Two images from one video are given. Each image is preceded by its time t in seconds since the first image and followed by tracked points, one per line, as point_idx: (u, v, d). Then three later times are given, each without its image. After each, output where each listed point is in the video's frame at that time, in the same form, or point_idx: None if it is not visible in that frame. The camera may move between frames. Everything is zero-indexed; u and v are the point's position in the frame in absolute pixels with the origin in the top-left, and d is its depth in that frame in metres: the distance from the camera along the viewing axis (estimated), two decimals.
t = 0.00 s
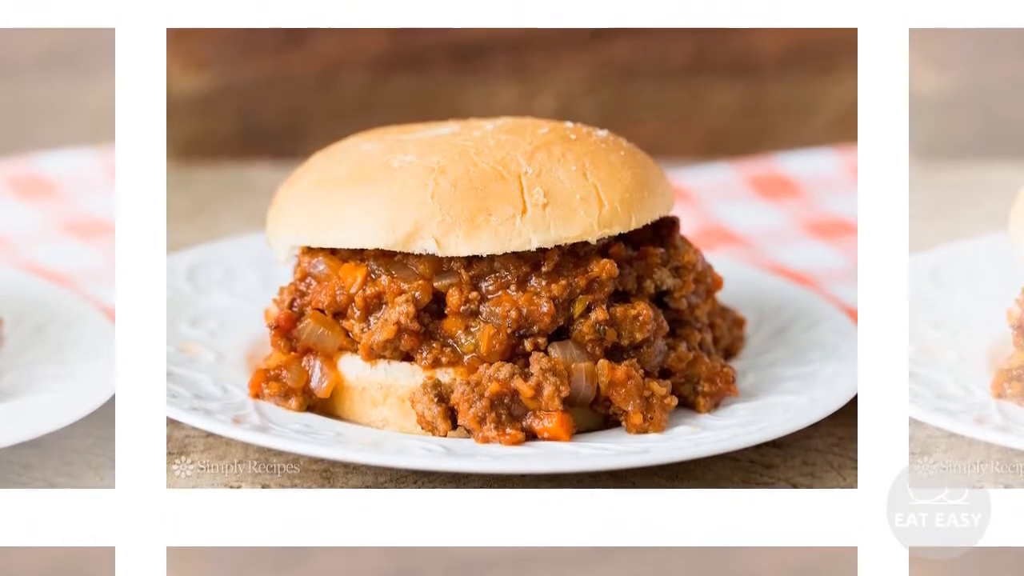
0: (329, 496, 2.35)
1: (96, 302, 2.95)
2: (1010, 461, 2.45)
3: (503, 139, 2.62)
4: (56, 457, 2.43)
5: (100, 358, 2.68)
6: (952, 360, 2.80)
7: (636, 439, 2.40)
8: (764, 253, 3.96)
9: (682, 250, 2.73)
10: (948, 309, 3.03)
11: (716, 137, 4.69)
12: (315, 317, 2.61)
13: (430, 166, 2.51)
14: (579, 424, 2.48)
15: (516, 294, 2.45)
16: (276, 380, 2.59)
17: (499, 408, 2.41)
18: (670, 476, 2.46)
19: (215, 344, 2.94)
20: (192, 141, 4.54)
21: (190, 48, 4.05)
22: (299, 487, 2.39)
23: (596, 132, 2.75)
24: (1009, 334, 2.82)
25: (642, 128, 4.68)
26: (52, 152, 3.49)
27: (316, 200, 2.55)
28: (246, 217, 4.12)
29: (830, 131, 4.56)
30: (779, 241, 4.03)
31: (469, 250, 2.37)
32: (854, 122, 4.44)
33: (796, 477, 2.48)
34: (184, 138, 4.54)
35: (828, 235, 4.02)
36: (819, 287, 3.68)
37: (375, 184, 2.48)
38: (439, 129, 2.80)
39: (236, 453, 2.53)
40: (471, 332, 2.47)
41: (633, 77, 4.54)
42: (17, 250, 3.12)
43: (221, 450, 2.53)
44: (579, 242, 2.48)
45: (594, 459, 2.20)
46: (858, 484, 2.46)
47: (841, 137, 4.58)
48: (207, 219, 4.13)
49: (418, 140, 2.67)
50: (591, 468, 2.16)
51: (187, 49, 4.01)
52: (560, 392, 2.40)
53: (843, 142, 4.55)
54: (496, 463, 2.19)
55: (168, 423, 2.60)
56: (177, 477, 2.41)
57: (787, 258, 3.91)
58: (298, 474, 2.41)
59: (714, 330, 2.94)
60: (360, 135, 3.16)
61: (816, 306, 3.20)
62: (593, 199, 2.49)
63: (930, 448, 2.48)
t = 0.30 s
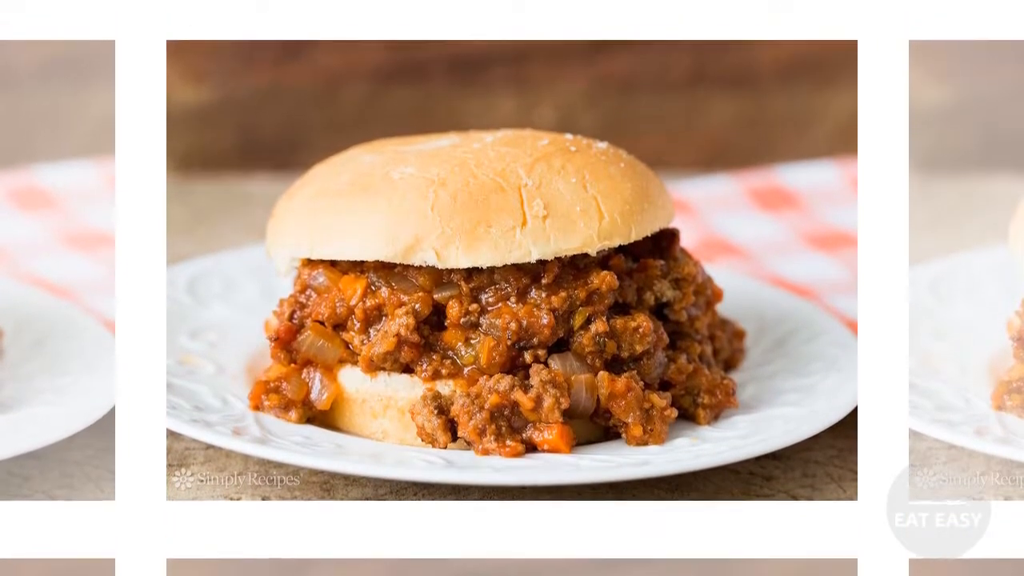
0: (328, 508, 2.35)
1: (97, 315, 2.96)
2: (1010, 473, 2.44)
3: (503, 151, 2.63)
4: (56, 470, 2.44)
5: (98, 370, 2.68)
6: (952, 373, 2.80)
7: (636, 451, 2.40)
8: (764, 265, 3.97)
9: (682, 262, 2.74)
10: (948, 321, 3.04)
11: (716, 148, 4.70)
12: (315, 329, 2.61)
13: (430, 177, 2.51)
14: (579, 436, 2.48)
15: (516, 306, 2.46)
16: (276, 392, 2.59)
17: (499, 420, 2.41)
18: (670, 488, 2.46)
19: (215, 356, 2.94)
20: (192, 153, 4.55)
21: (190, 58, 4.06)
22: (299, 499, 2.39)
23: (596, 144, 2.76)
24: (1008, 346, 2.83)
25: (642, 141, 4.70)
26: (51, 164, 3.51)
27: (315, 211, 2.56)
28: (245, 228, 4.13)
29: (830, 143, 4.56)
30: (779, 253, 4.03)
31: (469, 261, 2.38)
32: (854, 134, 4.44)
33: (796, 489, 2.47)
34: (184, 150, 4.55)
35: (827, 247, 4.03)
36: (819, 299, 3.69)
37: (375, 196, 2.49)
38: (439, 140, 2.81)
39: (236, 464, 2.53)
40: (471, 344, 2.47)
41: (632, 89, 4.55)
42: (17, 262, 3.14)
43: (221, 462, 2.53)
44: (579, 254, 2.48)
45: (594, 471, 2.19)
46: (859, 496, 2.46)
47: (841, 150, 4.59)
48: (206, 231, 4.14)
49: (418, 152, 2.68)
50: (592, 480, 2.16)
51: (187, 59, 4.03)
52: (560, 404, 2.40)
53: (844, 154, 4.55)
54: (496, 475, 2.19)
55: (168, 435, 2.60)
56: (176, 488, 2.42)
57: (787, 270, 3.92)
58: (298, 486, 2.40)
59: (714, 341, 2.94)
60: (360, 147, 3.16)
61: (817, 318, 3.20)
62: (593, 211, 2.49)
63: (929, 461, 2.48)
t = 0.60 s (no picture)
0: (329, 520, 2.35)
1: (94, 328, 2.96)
2: (1010, 485, 2.44)
3: (503, 163, 2.64)
4: (56, 482, 2.45)
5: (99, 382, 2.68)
6: (952, 385, 2.81)
7: (636, 463, 2.40)
8: (764, 278, 3.97)
9: (682, 274, 2.74)
10: (948, 334, 3.04)
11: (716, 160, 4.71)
12: (315, 341, 2.61)
13: (430, 189, 2.52)
14: (579, 448, 2.48)
15: (516, 318, 2.46)
16: (276, 404, 2.59)
17: (499, 432, 2.41)
18: (670, 500, 2.46)
19: (215, 368, 2.94)
20: (192, 166, 4.57)
21: (191, 70, 4.09)
22: (299, 511, 2.39)
23: (596, 156, 2.77)
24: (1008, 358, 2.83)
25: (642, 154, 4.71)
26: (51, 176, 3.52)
27: (315, 223, 2.56)
28: (245, 241, 4.15)
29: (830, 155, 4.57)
30: (779, 266, 4.04)
31: (469, 273, 2.38)
32: (853, 147, 4.45)
33: (796, 500, 2.47)
34: (184, 163, 4.57)
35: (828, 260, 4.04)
36: (820, 311, 3.72)
37: (375, 208, 2.50)
38: (439, 152, 2.82)
39: (236, 476, 2.53)
40: (471, 356, 2.47)
41: (632, 101, 4.55)
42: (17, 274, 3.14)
43: (221, 474, 2.53)
44: (579, 266, 2.49)
45: (594, 483, 2.19)
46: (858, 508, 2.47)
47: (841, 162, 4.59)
48: (206, 243, 4.15)
49: (418, 164, 2.68)
50: (592, 492, 2.15)
51: (187, 71, 4.06)
52: (560, 416, 2.40)
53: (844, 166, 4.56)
54: (496, 487, 2.18)
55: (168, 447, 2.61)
56: (176, 501, 2.42)
57: (787, 282, 3.94)
58: (298, 498, 2.41)
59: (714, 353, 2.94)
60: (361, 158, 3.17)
61: (817, 330, 3.20)
62: (593, 223, 2.50)
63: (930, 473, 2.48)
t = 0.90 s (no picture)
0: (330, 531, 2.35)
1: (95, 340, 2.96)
2: (1010, 496, 2.45)
3: (503, 175, 2.65)
4: (55, 494, 2.47)
5: (99, 394, 2.68)
6: (952, 397, 2.82)
7: (636, 475, 2.40)
8: (764, 291, 3.98)
9: (682, 286, 2.75)
10: (949, 346, 3.05)
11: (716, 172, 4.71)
12: (315, 353, 2.62)
13: (430, 201, 2.53)
14: (579, 460, 2.48)
15: (516, 330, 2.46)
16: (276, 416, 2.60)
17: (499, 443, 2.41)
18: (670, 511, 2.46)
19: (215, 380, 2.94)
20: (192, 177, 4.58)
21: (191, 84, 4.09)
22: (299, 523, 2.39)
23: (596, 168, 2.77)
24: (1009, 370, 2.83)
25: (642, 166, 4.72)
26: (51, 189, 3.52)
27: (315, 236, 2.57)
28: (245, 253, 4.16)
29: (830, 167, 4.57)
30: (779, 278, 4.05)
31: (469, 286, 2.39)
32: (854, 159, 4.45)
33: (797, 512, 2.48)
34: (184, 174, 4.58)
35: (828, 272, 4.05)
36: (820, 323, 3.72)
37: (375, 220, 2.50)
38: (439, 165, 2.82)
39: (236, 488, 2.53)
40: (471, 368, 2.47)
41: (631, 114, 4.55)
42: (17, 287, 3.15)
43: (221, 486, 2.54)
44: (579, 278, 2.49)
45: (594, 495, 2.19)
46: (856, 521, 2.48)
47: (841, 173, 4.60)
48: (206, 255, 4.17)
49: (418, 176, 2.69)
50: (591, 504, 2.16)
51: (187, 84, 4.06)
52: (560, 428, 2.40)
53: (844, 178, 4.57)
54: (496, 499, 2.18)
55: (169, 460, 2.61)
56: (176, 513, 2.43)
57: (788, 295, 3.94)
58: (299, 510, 2.41)
59: (714, 365, 2.94)
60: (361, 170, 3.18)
61: (816, 342, 3.21)
62: (593, 235, 2.51)
63: (931, 483, 2.47)
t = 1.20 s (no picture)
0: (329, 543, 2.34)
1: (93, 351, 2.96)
2: (1010, 508, 2.47)
3: (503, 187, 2.65)
4: (56, 505, 2.47)
5: (99, 406, 2.68)
6: (952, 408, 2.82)
7: (636, 487, 2.40)
8: (764, 303, 3.99)
9: (682, 298, 2.75)
10: (949, 357, 3.05)
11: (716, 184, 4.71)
12: (315, 365, 2.62)
13: (429, 213, 2.53)
14: (579, 472, 2.48)
15: (516, 342, 2.47)
16: (276, 428, 2.60)
17: (499, 455, 2.41)
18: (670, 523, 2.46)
19: (215, 392, 2.94)
20: (191, 189, 4.59)
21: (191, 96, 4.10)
22: (299, 535, 2.39)
23: (596, 180, 2.78)
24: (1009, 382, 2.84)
25: (643, 178, 4.72)
26: (51, 201, 3.53)
27: (315, 248, 2.58)
28: (245, 265, 4.16)
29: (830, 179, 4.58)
30: (779, 290, 4.06)
31: (469, 297, 2.39)
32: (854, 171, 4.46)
33: (797, 524, 2.48)
34: (183, 186, 4.58)
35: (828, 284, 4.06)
36: (820, 335, 3.73)
37: (375, 232, 2.51)
38: (439, 177, 2.83)
39: (237, 500, 2.54)
40: (471, 380, 2.48)
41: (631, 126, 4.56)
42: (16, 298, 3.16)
43: (221, 497, 2.54)
44: (579, 290, 2.50)
45: (594, 507, 2.19)
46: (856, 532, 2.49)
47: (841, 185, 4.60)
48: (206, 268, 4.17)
49: (418, 188, 2.70)
50: (592, 516, 2.15)
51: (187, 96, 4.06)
52: (560, 440, 2.40)
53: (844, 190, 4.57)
54: (496, 511, 2.18)
55: (169, 472, 2.61)
56: (177, 525, 2.44)
57: (787, 307, 3.95)
58: (298, 522, 2.40)
59: (714, 377, 2.94)
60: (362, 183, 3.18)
61: (816, 354, 3.21)
62: (593, 247, 2.51)
63: (930, 495, 2.50)
